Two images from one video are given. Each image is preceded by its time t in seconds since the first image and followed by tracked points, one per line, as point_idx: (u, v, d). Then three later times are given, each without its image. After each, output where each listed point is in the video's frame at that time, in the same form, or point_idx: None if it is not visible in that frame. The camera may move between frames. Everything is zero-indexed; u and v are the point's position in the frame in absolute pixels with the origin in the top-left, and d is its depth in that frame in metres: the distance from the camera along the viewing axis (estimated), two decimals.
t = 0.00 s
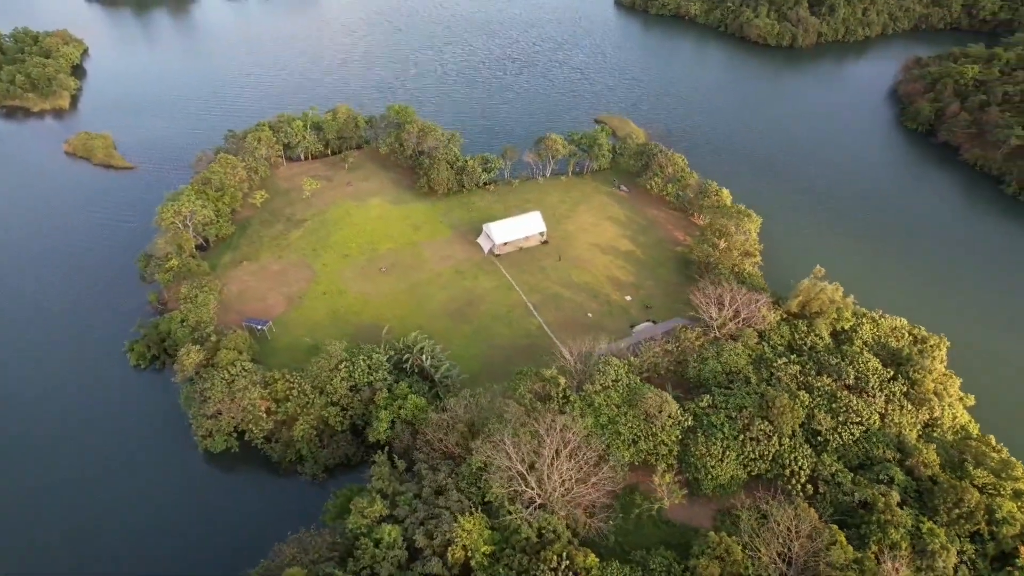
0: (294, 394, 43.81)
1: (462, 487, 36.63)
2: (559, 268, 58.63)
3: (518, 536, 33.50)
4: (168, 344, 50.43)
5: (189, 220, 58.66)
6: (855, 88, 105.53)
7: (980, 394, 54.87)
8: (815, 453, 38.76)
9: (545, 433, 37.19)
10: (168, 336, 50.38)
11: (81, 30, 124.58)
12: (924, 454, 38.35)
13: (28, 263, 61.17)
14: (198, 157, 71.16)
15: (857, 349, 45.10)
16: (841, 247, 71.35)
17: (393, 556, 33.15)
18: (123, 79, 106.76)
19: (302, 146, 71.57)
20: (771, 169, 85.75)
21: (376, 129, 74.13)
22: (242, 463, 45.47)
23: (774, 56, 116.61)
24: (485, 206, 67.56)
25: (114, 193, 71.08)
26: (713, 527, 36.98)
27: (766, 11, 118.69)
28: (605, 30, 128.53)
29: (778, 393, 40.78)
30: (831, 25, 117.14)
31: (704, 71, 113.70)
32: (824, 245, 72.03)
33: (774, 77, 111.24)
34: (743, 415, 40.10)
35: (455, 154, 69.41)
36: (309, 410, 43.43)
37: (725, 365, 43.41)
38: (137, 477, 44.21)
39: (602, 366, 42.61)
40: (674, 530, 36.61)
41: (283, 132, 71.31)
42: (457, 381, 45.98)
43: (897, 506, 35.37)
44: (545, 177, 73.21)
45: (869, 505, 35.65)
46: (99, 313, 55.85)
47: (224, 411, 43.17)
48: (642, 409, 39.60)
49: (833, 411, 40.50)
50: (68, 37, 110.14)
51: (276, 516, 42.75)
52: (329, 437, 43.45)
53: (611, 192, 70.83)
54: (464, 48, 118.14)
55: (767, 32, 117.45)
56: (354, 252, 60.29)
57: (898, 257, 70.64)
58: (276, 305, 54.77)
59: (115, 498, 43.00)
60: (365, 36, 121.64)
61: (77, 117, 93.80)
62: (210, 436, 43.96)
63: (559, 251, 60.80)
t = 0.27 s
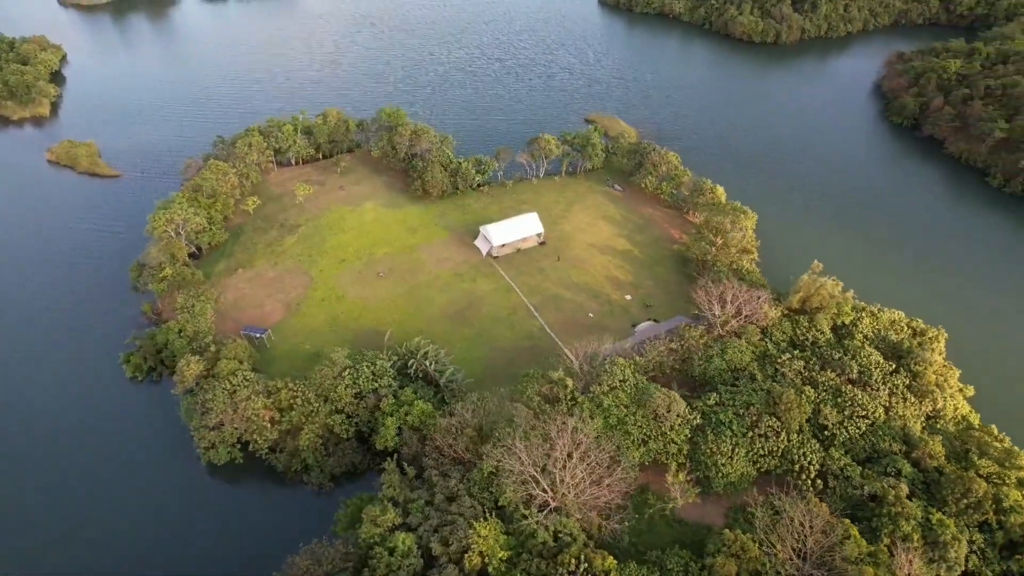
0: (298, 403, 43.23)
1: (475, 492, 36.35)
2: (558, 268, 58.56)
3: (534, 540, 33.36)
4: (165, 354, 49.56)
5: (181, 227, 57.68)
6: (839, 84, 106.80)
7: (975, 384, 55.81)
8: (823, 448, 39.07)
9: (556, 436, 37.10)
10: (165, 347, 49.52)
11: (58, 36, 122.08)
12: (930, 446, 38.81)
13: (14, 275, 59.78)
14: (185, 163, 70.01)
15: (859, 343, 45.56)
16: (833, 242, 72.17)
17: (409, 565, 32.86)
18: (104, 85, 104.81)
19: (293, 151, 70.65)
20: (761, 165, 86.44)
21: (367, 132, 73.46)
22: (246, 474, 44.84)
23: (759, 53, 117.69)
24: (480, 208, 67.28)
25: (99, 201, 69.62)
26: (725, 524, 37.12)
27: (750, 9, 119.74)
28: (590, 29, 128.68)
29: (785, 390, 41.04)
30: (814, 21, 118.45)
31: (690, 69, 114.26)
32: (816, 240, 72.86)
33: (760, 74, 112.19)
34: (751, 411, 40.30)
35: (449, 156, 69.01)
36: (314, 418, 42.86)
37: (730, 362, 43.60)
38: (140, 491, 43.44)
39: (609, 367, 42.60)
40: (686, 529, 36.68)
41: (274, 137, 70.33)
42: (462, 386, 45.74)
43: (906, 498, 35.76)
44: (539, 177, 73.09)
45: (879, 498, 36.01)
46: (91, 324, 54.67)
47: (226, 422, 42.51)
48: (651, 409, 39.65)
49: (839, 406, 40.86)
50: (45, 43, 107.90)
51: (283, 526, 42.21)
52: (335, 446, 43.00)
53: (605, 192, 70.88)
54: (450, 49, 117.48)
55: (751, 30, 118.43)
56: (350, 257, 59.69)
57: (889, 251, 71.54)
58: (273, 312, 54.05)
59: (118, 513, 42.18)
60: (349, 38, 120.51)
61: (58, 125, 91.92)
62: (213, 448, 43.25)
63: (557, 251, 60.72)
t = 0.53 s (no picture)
0: (304, 411, 42.74)
1: (488, 496, 36.17)
2: (558, 268, 58.57)
3: (551, 543, 33.30)
4: (166, 364, 48.83)
5: (176, 234, 56.75)
6: (825, 79, 107.98)
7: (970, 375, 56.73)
8: (831, 441, 39.42)
9: (568, 437, 37.09)
10: (164, 356, 48.78)
11: (37, 41, 119.71)
12: (936, 437, 39.31)
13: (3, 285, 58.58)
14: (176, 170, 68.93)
15: (861, 337, 46.04)
16: (827, 237, 72.89)
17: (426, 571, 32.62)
18: (86, 90, 102.93)
19: (286, 155, 69.77)
20: (753, 161, 87.08)
21: (360, 134, 72.84)
22: (251, 483, 44.28)
23: (745, 50, 118.62)
24: (477, 209, 67.06)
25: (88, 208, 68.37)
26: (738, 521, 37.37)
27: (735, 5, 120.57)
28: (578, 27, 128.68)
29: (792, 385, 41.35)
30: (799, 17, 119.60)
31: (679, 66, 114.75)
32: (809, 235, 73.57)
33: (747, 70, 112.98)
34: (760, 407, 40.54)
35: (444, 158, 68.69)
36: (321, 426, 42.41)
37: (736, 359, 43.83)
38: (146, 504, 42.72)
39: (617, 366, 42.64)
40: (699, 526, 36.80)
41: (265, 141, 69.45)
42: (469, 389, 45.52)
43: (915, 490, 36.18)
44: (534, 177, 73.02)
45: (889, 490, 36.40)
46: (86, 336, 53.66)
47: (231, 432, 41.95)
48: (661, 407, 39.74)
49: (845, 399, 41.22)
50: (24, 48, 105.77)
51: (291, 534, 41.77)
52: (342, 453, 42.60)
53: (601, 191, 70.96)
54: (438, 49, 116.82)
55: (738, 26, 119.32)
56: (349, 261, 59.18)
57: (882, 244, 72.39)
58: (273, 319, 53.42)
59: (125, 527, 41.50)
60: (336, 39, 119.40)
61: (41, 132, 90.21)
62: (218, 458, 42.72)
63: (556, 251, 60.69)
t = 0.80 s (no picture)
0: (311, 417, 42.29)
1: (503, 499, 36.04)
2: (559, 268, 58.52)
3: (570, 545, 33.29)
4: (165, 374, 48.13)
5: (172, 241, 55.88)
6: (813, 75, 108.97)
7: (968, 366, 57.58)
8: (840, 436, 39.77)
9: (582, 438, 37.12)
10: (166, 365, 48.08)
11: (17, 45, 117.47)
12: (942, 429, 39.81)
13: None
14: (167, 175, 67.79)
15: (865, 331, 46.50)
16: (822, 232, 73.59)
17: None
18: (69, 95, 101.16)
19: (280, 158, 68.93)
20: (746, 158, 87.60)
21: (355, 137, 72.23)
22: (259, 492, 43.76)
23: (733, 46, 119.40)
24: (476, 210, 66.86)
25: (78, 215, 67.14)
26: (751, 517, 37.59)
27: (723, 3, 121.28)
28: (566, 26, 128.58)
29: (800, 381, 41.66)
30: (786, 14, 120.56)
31: (668, 63, 115.08)
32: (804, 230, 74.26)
33: (736, 67, 113.63)
34: (769, 403, 40.79)
35: (440, 159, 68.34)
36: (329, 432, 42.00)
37: (743, 355, 44.09)
38: (153, 517, 42.14)
39: (626, 366, 42.70)
40: (713, 523, 36.94)
41: (259, 145, 68.62)
42: (476, 392, 45.34)
43: (925, 482, 36.62)
44: (531, 177, 72.92)
45: (899, 483, 36.79)
46: (82, 347, 52.64)
47: (238, 441, 41.43)
48: (672, 406, 39.85)
49: (852, 394, 41.60)
50: (5, 53, 103.76)
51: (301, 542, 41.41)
52: (352, 459, 42.27)
53: (598, 190, 71.06)
54: (428, 49, 116.13)
55: (726, 23, 120.00)
56: (348, 265, 58.68)
57: (875, 238, 73.23)
58: (274, 325, 52.83)
59: (131, 538, 41.02)
60: (324, 39, 118.28)
61: (25, 139, 88.64)
62: (225, 467, 42.16)
63: (557, 251, 60.66)
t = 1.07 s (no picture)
0: (321, 423, 41.92)
1: (519, 501, 35.94)
2: (562, 268, 58.54)
3: (589, 546, 33.29)
4: (167, 382, 47.56)
5: (170, 247, 55.13)
6: (802, 72, 109.94)
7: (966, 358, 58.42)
8: (850, 430, 40.11)
9: (595, 438, 37.21)
10: (169, 373, 47.47)
11: None
12: (949, 420, 40.29)
13: None
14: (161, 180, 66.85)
15: (868, 325, 46.95)
16: (817, 228, 74.27)
17: None
18: (54, 100, 99.40)
19: (276, 161, 68.23)
20: (740, 155, 88.13)
21: (351, 139, 71.70)
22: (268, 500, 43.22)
23: (723, 44, 120.08)
24: (475, 211, 66.70)
25: (69, 222, 65.91)
26: (764, 512, 37.82)
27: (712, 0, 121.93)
28: (556, 24, 128.50)
29: (808, 376, 41.95)
30: (774, 11, 121.46)
31: (659, 61, 115.49)
32: (800, 226, 74.83)
33: (727, 64, 114.25)
34: (778, 399, 41.05)
35: (438, 160, 68.02)
36: (339, 438, 41.67)
37: (750, 352, 44.34)
38: (162, 527, 41.60)
39: (636, 364, 42.81)
40: (728, 519, 37.10)
41: (255, 148, 67.80)
42: (485, 394, 45.17)
43: (935, 474, 37.03)
44: (529, 177, 72.88)
45: (910, 476, 37.16)
46: (81, 357, 51.79)
47: (247, 449, 41.00)
48: (683, 404, 40.00)
49: (859, 388, 41.97)
50: None
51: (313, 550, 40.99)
52: (362, 465, 42.02)
53: (596, 189, 71.21)
54: (418, 49, 115.57)
55: (715, 20, 120.72)
56: (350, 269, 58.26)
57: (870, 233, 73.98)
58: (277, 331, 52.34)
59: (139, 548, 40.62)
60: (313, 40, 117.33)
61: (11, 146, 87.00)
62: (234, 475, 41.71)
63: (558, 251, 60.63)
